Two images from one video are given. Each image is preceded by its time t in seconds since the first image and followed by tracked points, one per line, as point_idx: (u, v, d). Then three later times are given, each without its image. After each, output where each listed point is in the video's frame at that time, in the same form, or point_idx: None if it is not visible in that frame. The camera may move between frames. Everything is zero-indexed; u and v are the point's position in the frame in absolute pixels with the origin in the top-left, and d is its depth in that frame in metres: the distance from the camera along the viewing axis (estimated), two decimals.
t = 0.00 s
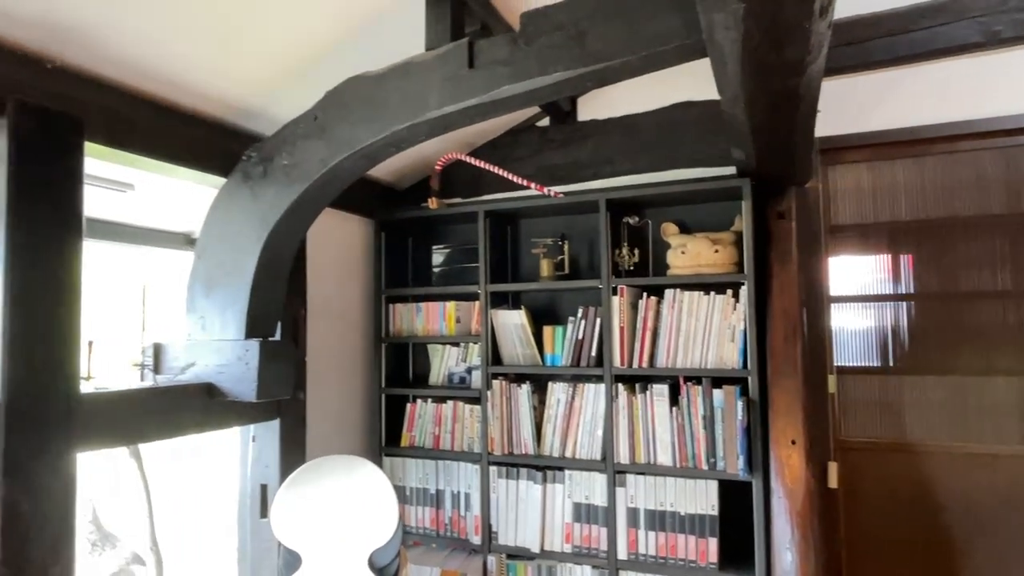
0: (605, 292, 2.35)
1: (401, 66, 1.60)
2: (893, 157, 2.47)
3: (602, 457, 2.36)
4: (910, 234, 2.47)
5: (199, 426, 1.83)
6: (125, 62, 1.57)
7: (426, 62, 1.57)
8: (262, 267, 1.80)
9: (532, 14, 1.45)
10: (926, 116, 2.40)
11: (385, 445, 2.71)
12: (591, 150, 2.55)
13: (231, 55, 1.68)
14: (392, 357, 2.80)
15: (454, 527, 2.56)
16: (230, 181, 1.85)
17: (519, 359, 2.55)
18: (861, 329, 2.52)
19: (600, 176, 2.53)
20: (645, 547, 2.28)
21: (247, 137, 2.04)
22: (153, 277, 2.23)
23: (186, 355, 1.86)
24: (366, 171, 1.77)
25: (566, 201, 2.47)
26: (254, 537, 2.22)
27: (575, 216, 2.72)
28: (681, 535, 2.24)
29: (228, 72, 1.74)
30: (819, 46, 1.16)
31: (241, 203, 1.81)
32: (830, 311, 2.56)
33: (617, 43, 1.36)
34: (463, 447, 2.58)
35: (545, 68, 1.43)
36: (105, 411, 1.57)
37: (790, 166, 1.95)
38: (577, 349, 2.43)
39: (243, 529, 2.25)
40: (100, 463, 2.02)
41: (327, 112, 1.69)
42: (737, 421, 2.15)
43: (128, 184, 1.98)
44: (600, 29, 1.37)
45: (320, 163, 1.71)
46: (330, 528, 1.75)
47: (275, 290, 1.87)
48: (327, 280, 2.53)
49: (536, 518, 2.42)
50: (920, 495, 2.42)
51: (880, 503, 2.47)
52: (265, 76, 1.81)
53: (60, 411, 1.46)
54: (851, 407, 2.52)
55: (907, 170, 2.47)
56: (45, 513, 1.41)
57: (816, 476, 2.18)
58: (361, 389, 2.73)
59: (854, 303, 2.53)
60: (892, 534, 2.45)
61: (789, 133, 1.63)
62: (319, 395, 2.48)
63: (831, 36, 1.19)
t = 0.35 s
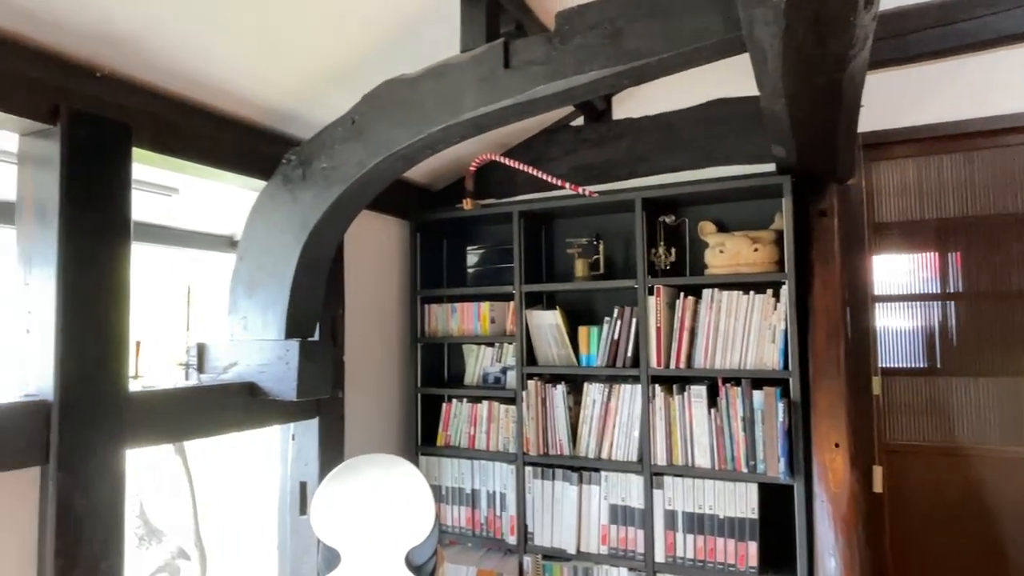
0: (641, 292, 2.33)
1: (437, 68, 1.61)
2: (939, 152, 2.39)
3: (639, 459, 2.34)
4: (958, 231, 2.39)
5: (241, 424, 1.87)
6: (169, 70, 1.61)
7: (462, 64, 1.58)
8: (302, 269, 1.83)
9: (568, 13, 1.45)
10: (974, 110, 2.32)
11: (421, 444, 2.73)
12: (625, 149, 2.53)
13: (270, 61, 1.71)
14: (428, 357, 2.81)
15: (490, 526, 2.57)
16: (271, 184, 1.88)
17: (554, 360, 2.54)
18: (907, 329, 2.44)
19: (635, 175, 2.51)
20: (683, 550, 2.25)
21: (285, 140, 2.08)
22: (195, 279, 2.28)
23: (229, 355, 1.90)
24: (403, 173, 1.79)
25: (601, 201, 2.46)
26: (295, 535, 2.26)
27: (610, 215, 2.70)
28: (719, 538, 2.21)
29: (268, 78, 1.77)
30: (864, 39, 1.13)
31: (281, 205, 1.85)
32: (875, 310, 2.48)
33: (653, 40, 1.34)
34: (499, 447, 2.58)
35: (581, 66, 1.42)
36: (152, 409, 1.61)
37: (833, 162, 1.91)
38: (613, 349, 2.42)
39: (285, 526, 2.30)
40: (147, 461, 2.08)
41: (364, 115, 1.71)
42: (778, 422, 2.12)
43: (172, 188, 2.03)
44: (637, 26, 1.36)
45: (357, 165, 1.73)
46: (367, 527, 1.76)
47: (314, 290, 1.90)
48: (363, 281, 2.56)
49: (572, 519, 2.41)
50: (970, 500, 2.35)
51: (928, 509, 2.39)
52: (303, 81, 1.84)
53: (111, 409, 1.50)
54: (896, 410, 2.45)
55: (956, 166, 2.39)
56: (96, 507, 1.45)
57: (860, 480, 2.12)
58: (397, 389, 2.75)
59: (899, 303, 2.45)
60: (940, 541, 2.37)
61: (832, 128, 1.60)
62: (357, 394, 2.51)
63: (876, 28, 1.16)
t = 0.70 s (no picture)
0: (678, 292, 2.30)
1: (471, 69, 1.62)
2: (989, 146, 2.32)
3: (676, 460, 2.32)
4: (1009, 227, 2.32)
5: (281, 422, 1.90)
6: (210, 75, 1.65)
7: (496, 64, 1.58)
8: (340, 269, 1.85)
9: (603, 11, 1.44)
10: None
11: (457, 444, 2.74)
12: (661, 147, 2.50)
13: (307, 66, 1.74)
14: (463, 357, 2.83)
15: (525, 526, 2.57)
16: (309, 187, 1.91)
17: (588, 360, 2.53)
18: (954, 329, 2.38)
19: (670, 173, 2.48)
20: (721, 553, 2.22)
21: (323, 143, 2.11)
22: (236, 280, 2.33)
23: (269, 354, 1.93)
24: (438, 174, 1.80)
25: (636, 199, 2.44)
26: (333, 531, 2.29)
27: (645, 214, 2.68)
28: (759, 542, 2.17)
29: (305, 81, 1.80)
30: (910, 30, 1.10)
31: (320, 207, 1.87)
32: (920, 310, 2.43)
33: (690, 36, 1.33)
34: (534, 447, 2.58)
35: (616, 64, 1.41)
36: (197, 406, 1.65)
37: (876, 158, 1.86)
38: (649, 349, 2.39)
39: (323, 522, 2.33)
40: (191, 458, 2.14)
41: (400, 118, 1.73)
42: (820, 424, 2.08)
43: (214, 191, 2.08)
44: (673, 22, 1.35)
45: (394, 167, 1.74)
46: (405, 525, 1.78)
47: (351, 291, 1.92)
48: (399, 281, 2.58)
49: (608, 520, 2.40)
50: None
51: (980, 516, 2.31)
52: (340, 84, 1.86)
53: (158, 408, 1.54)
54: (944, 412, 2.38)
55: (1008, 160, 2.31)
56: (144, 502, 1.49)
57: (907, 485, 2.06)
58: (433, 388, 2.77)
59: (946, 302, 2.39)
60: (993, 549, 2.29)
61: (876, 122, 1.56)
62: (393, 394, 2.53)
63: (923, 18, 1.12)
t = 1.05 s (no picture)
0: (718, 292, 2.27)
1: (508, 70, 1.62)
2: None
3: (716, 463, 2.29)
4: None
5: (322, 421, 1.93)
6: (252, 81, 1.68)
7: (533, 64, 1.58)
8: (379, 270, 1.87)
9: (641, 8, 1.43)
10: None
11: (494, 443, 2.75)
12: (699, 146, 2.47)
13: (346, 70, 1.76)
14: (500, 358, 2.83)
15: (562, 527, 2.56)
16: (348, 189, 1.94)
17: (626, 361, 2.51)
18: (1004, 330, 2.31)
19: (709, 171, 2.44)
20: (763, 558, 2.18)
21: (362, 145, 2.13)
22: (278, 281, 2.37)
23: (311, 354, 1.97)
24: (475, 174, 1.80)
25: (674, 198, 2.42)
26: (372, 529, 2.32)
27: (683, 213, 2.65)
28: (802, 547, 2.13)
29: (344, 85, 1.82)
30: (962, 20, 1.07)
31: (359, 209, 1.90)
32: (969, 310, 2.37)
33: (730, 32, 1.31)
34: (571, 448, 2.57)
35: (654, 62, 1.40)
36: (241, 404, 1.69)
37: (924, 153, 1.81)
38: (688, 350, 2.37)
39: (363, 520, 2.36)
40: (235, 456, 2.19)
41: (437, 120, 1.74)
42: (865, 427, 2.02)
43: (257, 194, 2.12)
44: (713, 18, 1.33)
45: (431, 168, 1.76)
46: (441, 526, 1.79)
47: (390, 291, 1.94)
48: (436, 281, 2.60)
49: (646, 523, 2.38)
50: None
51: None
52: (379, 87, 1.88)
53: (205, 405, 1.58)
54: (997, 415, 2.30)
55: None
56: (192, 497, 1.54)
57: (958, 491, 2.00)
58: (469, 389, 2.78)
59: (993, 301, 2.33)
60: None
61: (924, 116, 1.51)
62: (430, 393, 2.55)
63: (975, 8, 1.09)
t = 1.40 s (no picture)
0: (753, 293, 2.24)
1: (540, 72, 1.62)
2: None
3: (752, 467, 2.25)
4: None
5: (357, 421, 1.96)
6: (288, 87, 1.70)
7: (565, 66, 1.58)
8: (412, 272, 1.89)
9: (675, 8, 1.42)
10: None
11: (525, 445, 2.75)
12: (733, 145, 2.43)
13: (380, 75, 1.78)
14: (531, 359, 2.83)
15: (595, 530, 2.55)
16: (382, 192, 1.96)
17: (659, 363, 2.49)
18: None
19: (743, 171, 2.41)
20: (800, 563, 2.14)
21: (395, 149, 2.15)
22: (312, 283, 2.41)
23: (345, 355, 1.99)
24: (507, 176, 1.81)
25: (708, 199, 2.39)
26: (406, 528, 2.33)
27: (718, 214, 2.62)
28: (840, 554, 2.09)
29: (377, 90, 1.84)
30: (1009, 14, 1.04)
31: (393, 212, 1.92)
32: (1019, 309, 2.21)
33: (766, 30, 1.29)
34: (603, 449, 2.56)
35: (688, 62, 1.39)
36: (279, 404, 1.72)
37: (968, 150, 1.76)
38: (723, 352, 2.34)
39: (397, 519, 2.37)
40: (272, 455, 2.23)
41: (470, 122, 1.75)
42: (907, 432, 1.98)
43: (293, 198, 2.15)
44: (749, 17, 1.31)
45: (464, 171, 1.77)
46: (482, 526, 1.80)
47: (422, 293, 1.95)
48: (468, 283, 2.61)
49: (680, 526, 2.35)
50: None
51: None
52: (412, 91, 1.90)
53: (244, 405, 1.61)
54: None
55: None
56: (232, 494, 1.57)
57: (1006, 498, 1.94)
58: (501, 390, 2.79)
59: None
60: None
61: (968, 113, 1.47)
62: (463, 395, 2.56)
63: None
